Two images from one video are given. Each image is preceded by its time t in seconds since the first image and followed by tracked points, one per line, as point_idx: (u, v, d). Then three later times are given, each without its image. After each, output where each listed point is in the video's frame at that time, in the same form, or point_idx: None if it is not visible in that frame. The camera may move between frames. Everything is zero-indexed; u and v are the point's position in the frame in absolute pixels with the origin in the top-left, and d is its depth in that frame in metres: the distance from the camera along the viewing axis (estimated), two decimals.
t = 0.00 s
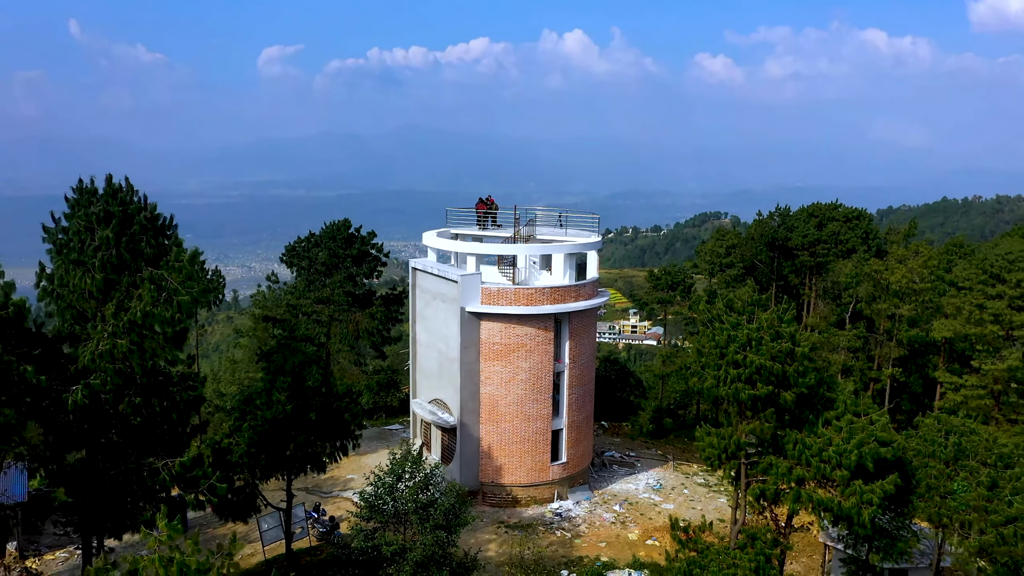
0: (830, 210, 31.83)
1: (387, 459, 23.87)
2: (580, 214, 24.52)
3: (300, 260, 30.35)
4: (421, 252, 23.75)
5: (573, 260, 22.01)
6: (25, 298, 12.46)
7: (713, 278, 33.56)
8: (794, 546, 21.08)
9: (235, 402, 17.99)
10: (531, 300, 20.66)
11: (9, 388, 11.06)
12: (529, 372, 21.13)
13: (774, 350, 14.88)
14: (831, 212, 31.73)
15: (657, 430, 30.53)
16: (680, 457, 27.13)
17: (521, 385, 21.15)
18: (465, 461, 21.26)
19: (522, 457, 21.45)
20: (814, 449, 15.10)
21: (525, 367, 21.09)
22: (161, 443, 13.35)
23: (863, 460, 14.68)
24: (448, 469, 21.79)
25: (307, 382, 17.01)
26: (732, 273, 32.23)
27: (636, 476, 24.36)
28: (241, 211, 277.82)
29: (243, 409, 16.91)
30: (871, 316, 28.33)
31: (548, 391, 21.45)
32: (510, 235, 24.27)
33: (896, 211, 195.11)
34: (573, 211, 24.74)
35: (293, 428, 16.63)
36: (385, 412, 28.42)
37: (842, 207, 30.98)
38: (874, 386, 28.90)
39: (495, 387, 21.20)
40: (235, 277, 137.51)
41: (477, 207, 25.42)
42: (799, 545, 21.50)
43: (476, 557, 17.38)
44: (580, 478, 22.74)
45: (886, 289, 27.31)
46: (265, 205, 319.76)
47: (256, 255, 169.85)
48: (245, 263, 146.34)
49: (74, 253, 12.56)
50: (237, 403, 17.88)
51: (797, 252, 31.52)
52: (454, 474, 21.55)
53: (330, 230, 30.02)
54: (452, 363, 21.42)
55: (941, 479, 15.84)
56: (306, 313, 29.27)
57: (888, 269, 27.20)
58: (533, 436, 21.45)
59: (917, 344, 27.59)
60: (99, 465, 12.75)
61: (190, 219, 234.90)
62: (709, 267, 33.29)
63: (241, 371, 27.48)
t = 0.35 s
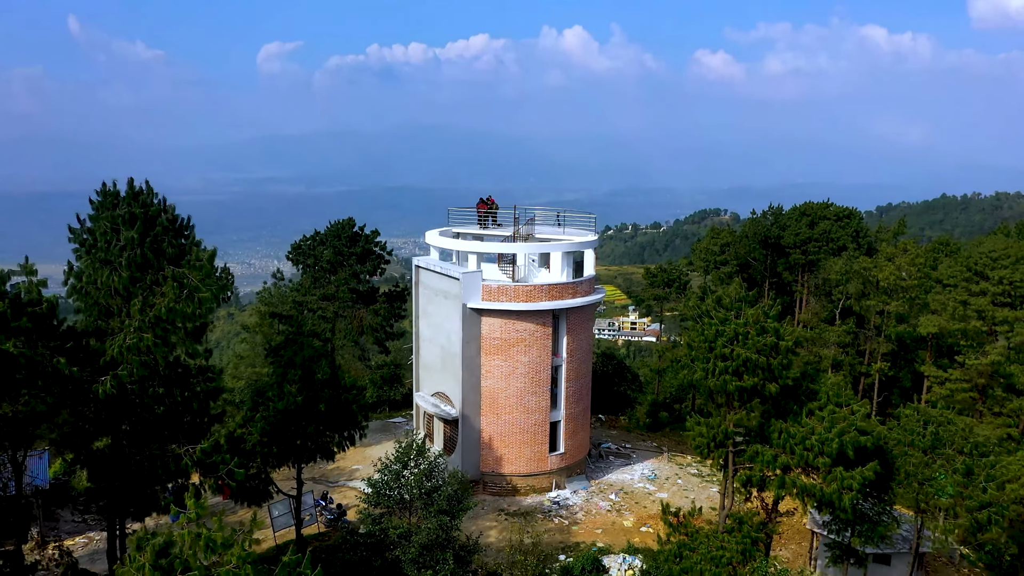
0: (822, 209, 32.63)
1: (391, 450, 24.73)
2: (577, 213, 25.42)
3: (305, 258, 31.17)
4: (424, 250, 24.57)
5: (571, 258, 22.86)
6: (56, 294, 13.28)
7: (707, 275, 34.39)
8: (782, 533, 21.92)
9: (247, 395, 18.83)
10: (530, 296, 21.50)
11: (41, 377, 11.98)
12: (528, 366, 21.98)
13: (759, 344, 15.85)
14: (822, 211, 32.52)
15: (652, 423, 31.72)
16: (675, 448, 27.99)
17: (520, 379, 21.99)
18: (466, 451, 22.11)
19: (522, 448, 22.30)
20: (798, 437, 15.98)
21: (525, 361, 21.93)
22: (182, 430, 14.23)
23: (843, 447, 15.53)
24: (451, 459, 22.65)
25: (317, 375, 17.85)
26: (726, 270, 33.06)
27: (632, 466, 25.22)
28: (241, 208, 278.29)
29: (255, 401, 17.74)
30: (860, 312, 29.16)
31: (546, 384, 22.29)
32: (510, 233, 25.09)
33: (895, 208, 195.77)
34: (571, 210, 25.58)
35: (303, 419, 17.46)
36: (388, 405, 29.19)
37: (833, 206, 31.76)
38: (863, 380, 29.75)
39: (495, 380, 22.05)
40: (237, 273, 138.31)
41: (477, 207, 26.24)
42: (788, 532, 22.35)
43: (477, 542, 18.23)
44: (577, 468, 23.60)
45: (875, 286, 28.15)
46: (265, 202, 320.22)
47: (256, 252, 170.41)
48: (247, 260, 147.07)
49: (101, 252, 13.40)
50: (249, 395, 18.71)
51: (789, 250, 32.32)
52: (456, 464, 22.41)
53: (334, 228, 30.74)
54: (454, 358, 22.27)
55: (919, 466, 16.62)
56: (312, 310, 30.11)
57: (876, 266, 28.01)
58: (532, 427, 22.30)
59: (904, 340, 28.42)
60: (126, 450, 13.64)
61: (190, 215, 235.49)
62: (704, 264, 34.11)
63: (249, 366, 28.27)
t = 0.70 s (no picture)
0: (814, 208, 33.44)
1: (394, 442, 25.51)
2: (574, 213, 26.31)
3: (310, 255, 32.01)
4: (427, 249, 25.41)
5: (568, 256, 23.71)
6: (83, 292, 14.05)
7: (703, 272, 35.22)
8: (772, 522, 22.77)
9: (257, 387, 19.66)
10: (528, 293, 22.36)
11: (71, 368, 12.81)
12: (527, 360, 22.82)
13: (746, 338, 16.89)
14: (814, 210, 33.32)
15: (649, 419, 31.58)
16: (670, 440, 28.86)
17: (520, 372, 22.83)
18: (468, 442, 22.97)
19: (521, 439, 23.15)
20: (784, 427, 16.85)
21: (524, 355, 22.78)
22: (199, 417, 15.16)
23: (826, 436, 16.38)
24: (453, 450, 23.50)
25: (326, 368, 18.71)
26: (720, 268, 33.90)
27: (628, 458, 26.06)
28: (242, 205, 279.01)
29: (266, 393, 18.59)
30: (850, 308, 30.01)
31: (545, 378, 23.14)
32: (510, 232, 25.95)
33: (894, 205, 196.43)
34: (568, 210, 26.44)
35: (313, 409, 18.35)
36: (392, 398, 30.11)
37: (825, 205, 32.55)
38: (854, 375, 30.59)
39: (496, 374, 22.89)
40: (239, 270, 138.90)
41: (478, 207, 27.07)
42: (778, 520, 23.20)
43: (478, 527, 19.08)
44: (575, 459, 24.46)
45: (864, 283, 29.01)
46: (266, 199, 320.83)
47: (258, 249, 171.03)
48: (248, 257, 147.89)
49: (125, 251, 14.22)
50: (260, 387, 19.55)
51: (782, 248, 33.12)
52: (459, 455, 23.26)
53: (339, 227, 31.58)
54: (456, 352, 23.14)
55: (900, 454, 17.45)
56: (317, 306, 30.94)
57: (865, 264, 28.87)
58: (531, 419, 23.15)
59: (893, 336, 29.30)
60: (150, 438, 14.47)
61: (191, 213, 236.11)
62: (699, 262, 34.93)
63: (256, 361, 29.09)
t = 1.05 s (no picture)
0: (806, 207, 34.26)
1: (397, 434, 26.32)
2: (572, 212, 27.20)
3: (316, 253, 32.88)
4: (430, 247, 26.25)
5: (566, 254, 24.55)
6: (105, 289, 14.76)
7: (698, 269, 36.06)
8: (762, 510, 23.61)
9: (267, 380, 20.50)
10: (527, 290, 23.18)
11: (97, 361, 13.58)
12: (526, 354, 23.67)
13: (732, 332, 17.95)
14: (807, 209, 34.14)
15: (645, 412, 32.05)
16: (665, 433, 29.74)
17: (520, 366, 23.68)
18: (470, 433, 23.83)
19: (521, 431, 24.01)
20: (772, 417, 17.71)
21: (524, 350, 23.63)
22: (214, 405, 16.11)
23: (810, 426, 17.25)
24: (455, 441, 24.36)
25: (334, 361, 19.57)
26: (715, 265, 34.74)
27: (624, 449, 26.92)
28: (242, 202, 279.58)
29: (277, 385, 19.45)
30: (841, 305, 30.86)
31: (543, 372, 23.99)
32: (509, 231, 26.79)
33: (892, 203, 197.11)
34: (566, 210, 27.29)
35: (322, 401, 19.22)
36: (395, 392, 30.97)
37: (816, 204, 33.37)
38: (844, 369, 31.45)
39: (496, 368, 23.73)
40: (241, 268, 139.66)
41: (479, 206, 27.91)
42: (767, 508, 24.08)
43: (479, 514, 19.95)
44: (572, 450, 25.33)
45: (853, 280, 29.87)
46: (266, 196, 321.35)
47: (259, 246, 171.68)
48: (250, 254, 148.48)
49: (147, 251, 15.03)
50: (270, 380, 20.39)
51: (776, 246, 33.93)
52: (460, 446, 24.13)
53: (343, 225, 32.44)
54: (458, 347, 23.98)
55: (881, 444, 18.29)
56: (322, 303, 31.79)
57: (855, 262, 29.74)
58: (530, 412, 24.01)
59: (882, 332, 30.15)
60: (170, 426, 15.33)
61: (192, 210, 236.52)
62: (695, 259, 35.74)
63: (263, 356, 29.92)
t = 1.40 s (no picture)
0: (799, 206, 35.06)
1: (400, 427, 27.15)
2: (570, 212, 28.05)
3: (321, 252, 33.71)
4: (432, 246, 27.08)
5: (564, 252, 25.37)
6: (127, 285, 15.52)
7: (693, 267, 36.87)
8: (754, 500, 24.40)
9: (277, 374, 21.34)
10: (526, 287, 24.03)
11: (120, 354, 14.38)
12: (526, 349, 24.52)
13: (721, 327, 18.96)
14: (799, 208, 34.95)
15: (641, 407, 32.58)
16: (660, 426, 30.60)
17: (519, 361, 24.54)
18: (471, 425, 24.70)
19: (520, 423, 24.88)
20: (759, 408, 18.67)
21: (523, 344, 24.48)
22: (229, 396, 16.97)
23: (795, 417, 18.09)
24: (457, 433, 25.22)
25: (341, 355, 20.42)
26: (710, 263, 35.54)
27: (620, 441, 27.77)
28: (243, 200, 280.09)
29: (286, 378, 20.29)
30: (832, 301, 31.71)
31: (542, 366, 24.85)
32: (509, 230, 27.64)
33: (891, 200, 197.82)
34: (564, 210, 28.13)
35: (330, 393, 20.07)
36: (398, 386, 31.82)
37: (808, 203, 34.17)
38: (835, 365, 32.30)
39: (496, 362, 24.58)
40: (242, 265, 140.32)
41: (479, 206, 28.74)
42: (759, 498, 24.87)
43: (481, 501, 20.81)
44: (570, 442, 26.20)
45: (844, 277, 30.71)
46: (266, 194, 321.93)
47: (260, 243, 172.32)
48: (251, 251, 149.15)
49: (166, 249, 16.14)
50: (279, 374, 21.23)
51: (769, 244, 34.73)
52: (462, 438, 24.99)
53: (347, 224, 33.27)
54: (459, 342, 24.83)
55: (865, 433, 19.12)
56: (327, 300, 32.60)
57: (845, 260, 30.59)
58: (529, 404, 24.87)
59: (872, 328, 31.00)
60: (189, 415, 16.16)
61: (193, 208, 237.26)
62: (690, 257, 36.54)
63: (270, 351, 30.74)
